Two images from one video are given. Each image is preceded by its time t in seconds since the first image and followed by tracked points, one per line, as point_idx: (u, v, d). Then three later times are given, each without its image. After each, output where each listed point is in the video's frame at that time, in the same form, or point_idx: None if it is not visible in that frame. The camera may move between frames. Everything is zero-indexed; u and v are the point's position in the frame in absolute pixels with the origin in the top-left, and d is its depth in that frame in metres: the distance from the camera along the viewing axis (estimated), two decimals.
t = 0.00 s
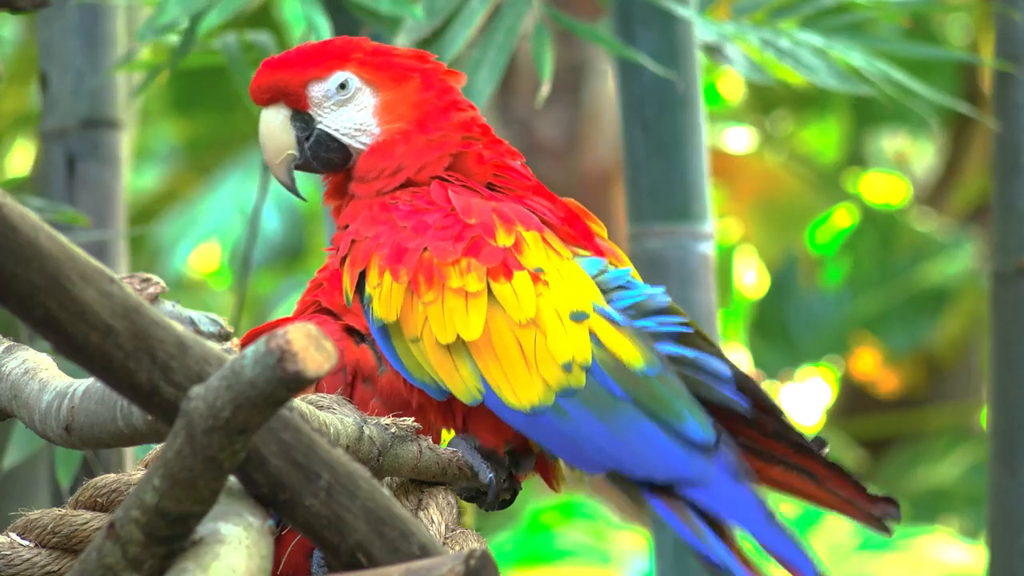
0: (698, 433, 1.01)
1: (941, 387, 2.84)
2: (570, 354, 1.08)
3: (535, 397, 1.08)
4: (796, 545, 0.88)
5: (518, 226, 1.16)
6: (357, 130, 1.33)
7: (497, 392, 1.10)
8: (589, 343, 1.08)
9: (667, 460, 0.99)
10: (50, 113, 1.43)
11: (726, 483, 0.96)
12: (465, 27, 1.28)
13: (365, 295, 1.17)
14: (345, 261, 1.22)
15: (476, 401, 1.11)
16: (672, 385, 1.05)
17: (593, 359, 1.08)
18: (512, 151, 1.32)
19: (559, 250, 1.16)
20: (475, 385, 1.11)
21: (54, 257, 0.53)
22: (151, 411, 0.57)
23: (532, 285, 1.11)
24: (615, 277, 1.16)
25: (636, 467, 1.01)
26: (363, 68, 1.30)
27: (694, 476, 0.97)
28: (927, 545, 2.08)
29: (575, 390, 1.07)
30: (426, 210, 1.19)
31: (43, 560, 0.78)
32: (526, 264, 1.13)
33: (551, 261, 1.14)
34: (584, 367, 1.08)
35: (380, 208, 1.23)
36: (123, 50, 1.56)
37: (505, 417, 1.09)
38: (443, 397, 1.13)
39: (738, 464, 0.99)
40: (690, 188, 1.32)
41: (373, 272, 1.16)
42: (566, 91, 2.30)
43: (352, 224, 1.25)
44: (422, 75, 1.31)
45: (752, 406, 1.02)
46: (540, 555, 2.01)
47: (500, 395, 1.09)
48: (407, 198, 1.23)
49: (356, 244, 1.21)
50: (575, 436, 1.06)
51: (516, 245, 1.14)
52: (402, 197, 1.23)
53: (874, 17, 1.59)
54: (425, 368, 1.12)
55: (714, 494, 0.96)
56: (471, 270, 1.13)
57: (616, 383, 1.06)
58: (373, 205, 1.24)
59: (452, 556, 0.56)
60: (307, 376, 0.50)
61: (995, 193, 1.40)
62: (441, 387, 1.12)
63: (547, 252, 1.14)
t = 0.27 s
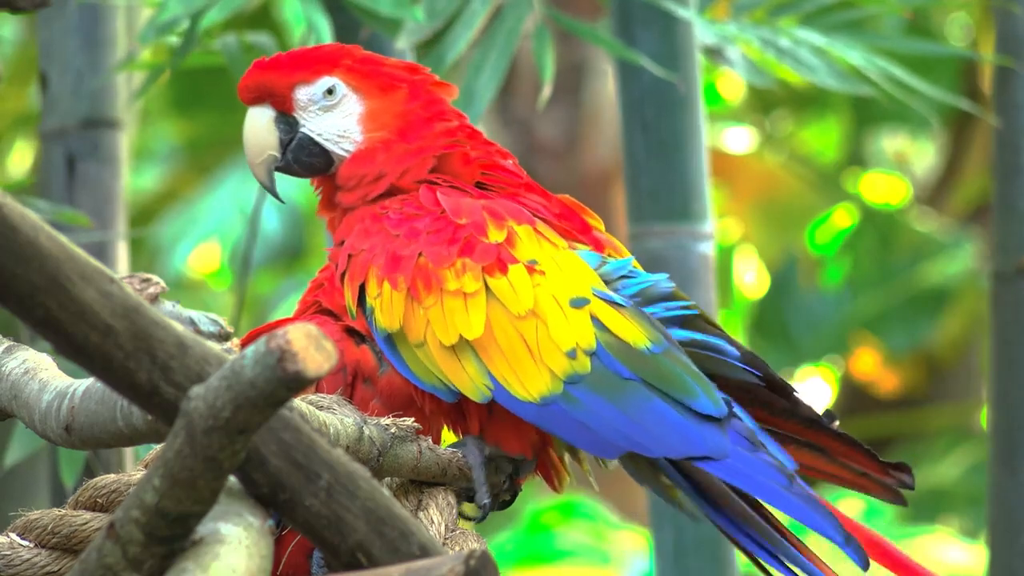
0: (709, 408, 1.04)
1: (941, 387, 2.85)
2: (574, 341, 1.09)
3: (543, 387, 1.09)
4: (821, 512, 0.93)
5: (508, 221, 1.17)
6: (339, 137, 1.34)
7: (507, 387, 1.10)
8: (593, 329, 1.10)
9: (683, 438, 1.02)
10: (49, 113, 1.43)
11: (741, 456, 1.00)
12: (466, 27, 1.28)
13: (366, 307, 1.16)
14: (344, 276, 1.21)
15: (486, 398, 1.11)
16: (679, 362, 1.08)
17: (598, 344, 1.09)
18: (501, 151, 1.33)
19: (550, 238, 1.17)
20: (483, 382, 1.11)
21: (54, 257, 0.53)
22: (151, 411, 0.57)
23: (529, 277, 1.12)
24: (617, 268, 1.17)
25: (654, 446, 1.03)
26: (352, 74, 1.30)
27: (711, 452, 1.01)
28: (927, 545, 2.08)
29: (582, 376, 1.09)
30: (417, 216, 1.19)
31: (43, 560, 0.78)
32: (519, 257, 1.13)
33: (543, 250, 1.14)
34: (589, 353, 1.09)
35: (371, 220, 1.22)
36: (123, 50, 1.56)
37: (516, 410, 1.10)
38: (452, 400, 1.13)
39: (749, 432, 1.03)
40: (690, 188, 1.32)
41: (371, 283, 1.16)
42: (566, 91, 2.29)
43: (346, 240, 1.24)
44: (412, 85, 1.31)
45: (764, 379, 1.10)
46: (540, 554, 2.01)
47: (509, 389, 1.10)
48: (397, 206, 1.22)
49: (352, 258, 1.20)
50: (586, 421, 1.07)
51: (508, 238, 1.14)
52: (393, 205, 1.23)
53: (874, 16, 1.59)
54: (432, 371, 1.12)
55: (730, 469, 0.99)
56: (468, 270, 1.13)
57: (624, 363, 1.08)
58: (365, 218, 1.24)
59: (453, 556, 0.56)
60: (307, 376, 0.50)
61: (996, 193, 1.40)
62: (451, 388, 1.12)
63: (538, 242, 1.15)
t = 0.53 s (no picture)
0: (726, 385, 1.02)
1: (942, 387, 2.86)
2: (587, 331, 1.08)
3: (561, 377, 1.08)
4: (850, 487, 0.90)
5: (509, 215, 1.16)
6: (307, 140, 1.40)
7: (524, 379, 1.09)
8: (603, 317, 1.09)
9: (705, 418, 1.00)
10: (49, 113, 1.43)
11: (764, 427, 0.97)
12: (465, 29, 1.28)
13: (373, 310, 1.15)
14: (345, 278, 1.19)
15: (502, 392, 1.09)
16: (692, 345, 1.07)
17: (611, 332, 1.08)
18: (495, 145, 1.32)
19: (550, 228, 1.17)
20: (499, 376, 1.10)
21: (54, 258, 0.53)
22: (151, 411, 0.57)
23: (537, 269, 1.11)
24: (618, 258, 1.16)
25: (678, 430, 1.01)
26: (315, 75, 1.35)
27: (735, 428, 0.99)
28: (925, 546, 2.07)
29: (598, 365, 1.08)
30: (417, 215, 1.18)
31: (43, 560, 0.78)
32: (525, 250, 1.13)
33: (546, 241, 1.14)
34: (603, 341, 1.08)
35: (370, 221, 1.20)
36: (124, 50, 1.56)
37: (535, 404, 1.08)
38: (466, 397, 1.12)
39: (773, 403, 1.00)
40: (690, 189, 1.32)
41: (377, 286, 1.15)
42: (566, 91, 2.29)
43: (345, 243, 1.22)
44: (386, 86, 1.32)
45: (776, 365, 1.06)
46: (540, 554, 2.01)
47: (526, 384, 1.09)
48: (395, 207, 1.21)
49: (354, 261, 1.18)
50: (608, 409, 1.06)
51: (511, 233, 1.14)
52: (391, 204, 1.21)
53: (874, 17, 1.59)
54: (444, 370, 1.12)
55: (755, 443, 0.97)
56: (476, 267, 1.12)
57: (638, 349, 1.07)
58: (362, 219, 1.22)
59: (453, 556, 0.56)
60: (307, 376, 0.50)
61: (996, 194, 1.40)
62: (465, 385, 1.11)
63: (541, 233, 1.15)
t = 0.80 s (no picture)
0: (755, 351, 1.00)
1: (942, 387, 2.85)
2: (606, 326, 1.07)
3: (589, 375, 1.06)
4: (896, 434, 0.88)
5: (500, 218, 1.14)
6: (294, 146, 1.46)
7: (554, 384, 1.07)
8: (616, 305, 1.08)
9: (740, 390, 0.98)
10: (49, 113, 1.43)
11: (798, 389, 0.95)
12: (465, 28, 1.28)
13: (382, 333, 1.12)
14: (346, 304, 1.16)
15: (531, 396, 1.08)
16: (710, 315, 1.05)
17: (629, 320, 1.07)
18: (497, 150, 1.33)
19: (541, 224, 1.15)
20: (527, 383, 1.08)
21: (54, 257, 0.53)
22: (151, 411, 0.57)
23: (543, 273, 1.10)
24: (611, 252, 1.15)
25: (715, 407, 0.98)
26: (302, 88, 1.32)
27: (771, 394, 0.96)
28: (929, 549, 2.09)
29: (623, 356, 1.05)
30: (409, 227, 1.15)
31: (43, 560, 0.78)
32: (526, 255, 1.11)
33: (542, 240, 1.13)
34: (621, 330, 1.06)
35: (360, 242, 1.16)
36: (123, 50, 1.56)
37: (569, 404, 1.06)
38: (491, 404, 1.11)
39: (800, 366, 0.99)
40: (690, 188, 1.32)
41: (383, 310, 1.11)
42: (566, 90, 2.30)
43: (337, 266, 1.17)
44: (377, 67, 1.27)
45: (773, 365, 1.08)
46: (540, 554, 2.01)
47: (555, 384, 1.07)
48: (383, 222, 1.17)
49: (352, 286, 1.14)
50: (640, 396, 1.03)
51: (505, 239, 1.12)
52: (377, 221, 1.17)
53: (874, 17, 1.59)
54: (468, 384, 1.10)
55: (793, 405, 0.94)
56: (483, 282, 1.10)
57: (659, 331, 1.05)
58: (349, 240, 1.17)
59: (453, 556, 0.56)
60: (307, 376, 0.50)
61: (996, 194, 1.40)
62: (490, 393, 1.10)
63: (536, 234, 1.13)
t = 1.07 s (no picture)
0: (747, 331, 1.05)
1: (941, 388, 2.84)
2: (598, 314, 1.08)
3: (583, 366, 1.07)
4: (893, 400, 0.95)
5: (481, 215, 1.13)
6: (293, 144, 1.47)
7: (548, 376, 1.07)
8: (604, 291, 1.09)
9: (737, 369, 1.02)
10: (49, 113, 1.43)
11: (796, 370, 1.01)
12: (464, 28, 1.28)
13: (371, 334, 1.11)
14: (332, 306, 1.15)
15: (526, 389, 1.08)
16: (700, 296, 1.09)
17: (619, 306, 1.09)
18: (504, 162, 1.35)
19: (520, 216, 1.15)
20: (520, 375, 1.08)
21: (54, 257, 0.53)
22: (151, 411, 0.57)
23: (531, 268, 1.10)
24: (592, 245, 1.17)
25: (711, 388, 1.01)
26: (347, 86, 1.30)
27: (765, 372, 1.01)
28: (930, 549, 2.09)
29: (616, 344, 1.07)
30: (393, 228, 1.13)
31: (43, 560, 0.78)
32: (511, 251, 1.11)
33: (525, 234, 1.12)
34: (612, 318, 1.08)
35: (344, 245, 1.15)
36: (123, 51, 1.56)
37: (564, 395, 1.07)
38: (484, 398, 1.10)
39: (786, 341, 1.05)
40: (690, 189, 1.32)
41: (372, 311, 1.10)
42: (566, 90, 2.30)
43: (323, 268, 1.16)
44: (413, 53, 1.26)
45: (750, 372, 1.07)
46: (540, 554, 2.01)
47: (550, 376, 1.07)
48: (365, 222, 1.15)
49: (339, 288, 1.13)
50: (637, 384, 1.04)
51: (487, 237, 1.11)
52: (360, 221, 1.16)
53: (874, 17, 1.59)
54: (458, 377, 1.09)
55: (790, 384, 0.99)
56: (471, 281, 1.09)
57: (651, 316, 1.08)
58: (332, 242, 1.16)
59: (453, 556, 0.56)
60: (307, 376, 0.50)
61: (995, 193, 1.40)
62: (483, 388, 1.09)
63: (518, 228, 1.13)
